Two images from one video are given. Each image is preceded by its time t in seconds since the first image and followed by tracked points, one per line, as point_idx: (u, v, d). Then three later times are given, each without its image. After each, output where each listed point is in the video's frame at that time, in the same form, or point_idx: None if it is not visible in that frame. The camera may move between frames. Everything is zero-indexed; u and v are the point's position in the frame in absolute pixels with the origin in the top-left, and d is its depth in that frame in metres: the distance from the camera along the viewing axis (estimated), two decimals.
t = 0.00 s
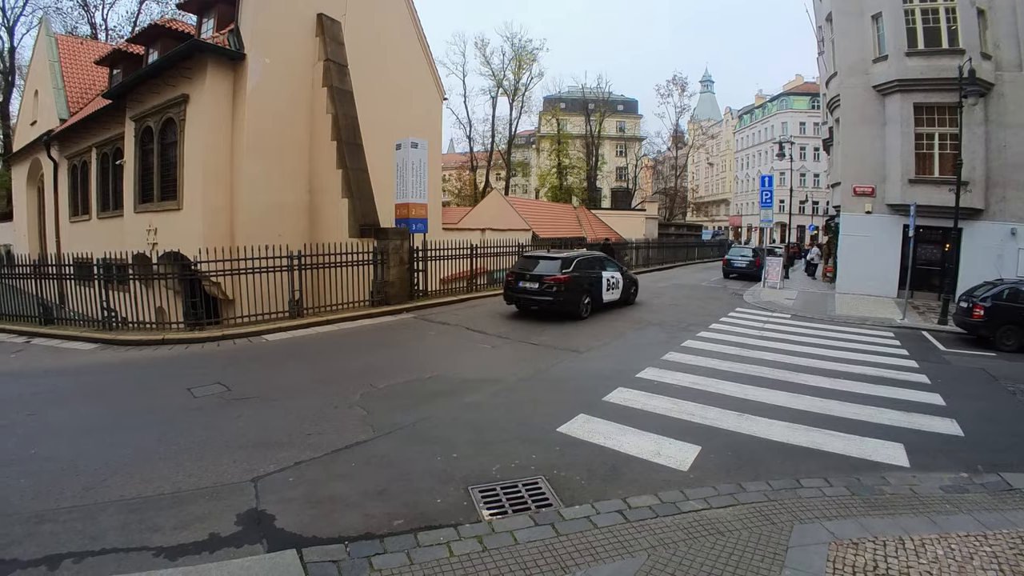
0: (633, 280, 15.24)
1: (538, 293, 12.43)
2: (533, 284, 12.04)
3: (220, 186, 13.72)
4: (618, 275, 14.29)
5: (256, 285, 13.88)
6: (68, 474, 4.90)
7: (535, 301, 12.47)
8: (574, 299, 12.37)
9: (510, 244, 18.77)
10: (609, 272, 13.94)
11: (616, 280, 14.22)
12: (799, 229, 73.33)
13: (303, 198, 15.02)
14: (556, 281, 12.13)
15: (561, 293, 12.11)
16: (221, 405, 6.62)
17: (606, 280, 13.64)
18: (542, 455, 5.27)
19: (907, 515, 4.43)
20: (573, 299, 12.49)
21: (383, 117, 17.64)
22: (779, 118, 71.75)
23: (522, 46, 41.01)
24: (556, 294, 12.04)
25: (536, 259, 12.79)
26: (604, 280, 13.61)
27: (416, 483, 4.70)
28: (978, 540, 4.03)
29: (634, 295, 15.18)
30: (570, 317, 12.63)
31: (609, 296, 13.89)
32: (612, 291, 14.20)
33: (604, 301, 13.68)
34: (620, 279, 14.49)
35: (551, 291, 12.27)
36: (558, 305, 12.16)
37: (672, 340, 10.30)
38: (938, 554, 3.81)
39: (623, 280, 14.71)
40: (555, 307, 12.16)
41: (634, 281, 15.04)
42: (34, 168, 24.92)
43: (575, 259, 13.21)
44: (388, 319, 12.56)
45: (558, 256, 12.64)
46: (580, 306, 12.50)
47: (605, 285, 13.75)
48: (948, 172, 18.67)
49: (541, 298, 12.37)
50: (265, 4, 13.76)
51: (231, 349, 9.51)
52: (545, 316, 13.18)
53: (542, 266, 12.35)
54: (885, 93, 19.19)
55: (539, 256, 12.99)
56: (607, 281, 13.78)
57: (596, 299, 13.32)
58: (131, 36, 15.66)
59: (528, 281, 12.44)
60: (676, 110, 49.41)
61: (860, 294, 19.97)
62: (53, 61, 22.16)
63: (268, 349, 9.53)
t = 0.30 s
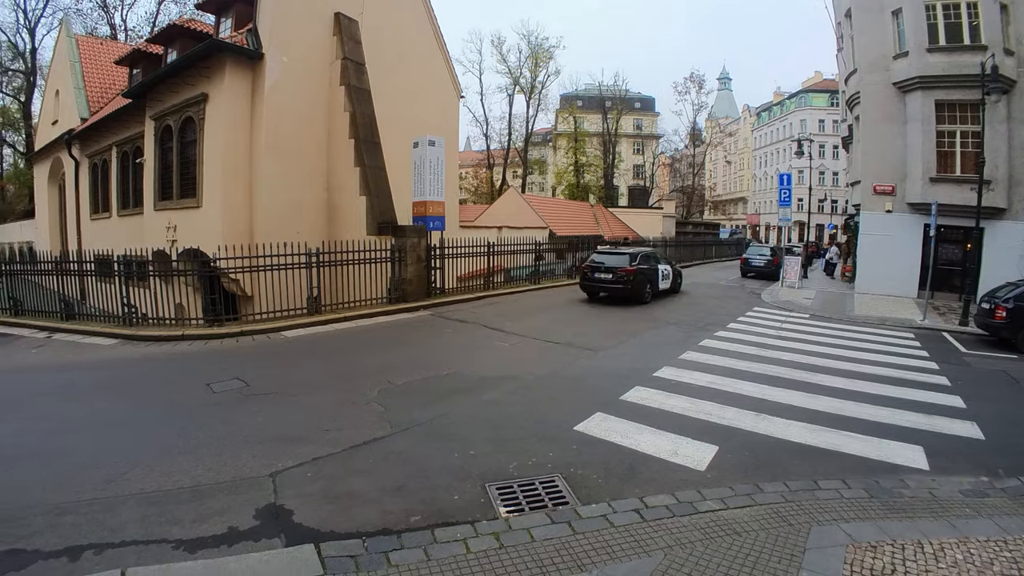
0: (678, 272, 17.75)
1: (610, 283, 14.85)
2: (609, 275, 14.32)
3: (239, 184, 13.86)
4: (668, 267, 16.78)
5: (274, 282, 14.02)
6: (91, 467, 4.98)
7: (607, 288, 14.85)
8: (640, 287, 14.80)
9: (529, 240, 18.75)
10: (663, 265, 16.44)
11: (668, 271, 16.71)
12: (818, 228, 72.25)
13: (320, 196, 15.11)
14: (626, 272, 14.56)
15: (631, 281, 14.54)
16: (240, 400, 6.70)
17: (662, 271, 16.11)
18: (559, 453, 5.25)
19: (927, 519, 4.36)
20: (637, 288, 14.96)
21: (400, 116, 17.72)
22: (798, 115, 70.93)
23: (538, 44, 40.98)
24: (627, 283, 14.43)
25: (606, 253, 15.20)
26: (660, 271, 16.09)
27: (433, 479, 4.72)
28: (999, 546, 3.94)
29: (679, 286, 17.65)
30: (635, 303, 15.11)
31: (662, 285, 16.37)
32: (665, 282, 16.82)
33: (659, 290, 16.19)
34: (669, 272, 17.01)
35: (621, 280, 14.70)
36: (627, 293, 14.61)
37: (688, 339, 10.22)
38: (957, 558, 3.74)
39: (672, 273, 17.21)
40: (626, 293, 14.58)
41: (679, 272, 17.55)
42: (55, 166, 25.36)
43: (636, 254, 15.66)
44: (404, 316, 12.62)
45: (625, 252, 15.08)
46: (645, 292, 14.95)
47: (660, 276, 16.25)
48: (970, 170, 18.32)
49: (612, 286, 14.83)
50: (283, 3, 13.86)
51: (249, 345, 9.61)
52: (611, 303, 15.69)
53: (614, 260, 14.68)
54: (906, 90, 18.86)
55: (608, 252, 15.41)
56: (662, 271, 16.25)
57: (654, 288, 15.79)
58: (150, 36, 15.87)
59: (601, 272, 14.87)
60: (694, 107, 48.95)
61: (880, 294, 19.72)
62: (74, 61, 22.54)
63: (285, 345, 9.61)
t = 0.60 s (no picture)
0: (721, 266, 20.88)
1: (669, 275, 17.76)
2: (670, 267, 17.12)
3: (264, 182, 14.03)
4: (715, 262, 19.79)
5: (298, 278, 14.19)
6: (118, 459, 5.09)
7: (666, 278, 17.80)
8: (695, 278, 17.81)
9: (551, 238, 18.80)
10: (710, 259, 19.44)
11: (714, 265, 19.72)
12: (842, 227, 70.89)
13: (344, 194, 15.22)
14: (684, 266, 17.44)
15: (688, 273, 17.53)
16: (263, 395, 6.79)
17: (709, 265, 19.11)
18: (581, 452, 5.23)
19: (952, 525, 4.25)
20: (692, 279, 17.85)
21: (423, 114, 17.81)
22: (823, 113, 69.78)
23: (560, 41, 40.92)
24: (685, 274, 17.38)
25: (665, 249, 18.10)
26: (708, 265, 19.10)
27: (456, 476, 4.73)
28: None
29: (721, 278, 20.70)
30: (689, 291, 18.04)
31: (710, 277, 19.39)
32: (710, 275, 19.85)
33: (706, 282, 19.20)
34: (714, 266, 19.97)
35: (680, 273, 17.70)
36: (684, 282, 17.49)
37: (710, 338, 10.13)
38: (983, 566, 3.65)
39: (715, 268, 20.19)
40: (684, 283, 17.56)
41: (723, 268, 20.62)
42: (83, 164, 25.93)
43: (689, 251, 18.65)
44: (424, 314, 12.67)
45: (681, 248, 17.99)
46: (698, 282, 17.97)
47: (708, 269, 19.25)
48: (999, 169, 17.84)
49: (670, 277, 17.78)
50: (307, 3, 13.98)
51: (272, 340, 9.73)
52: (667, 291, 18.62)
53: (673, 255, 17.62)
54: (933, 86, 18.45)
55: (667, 248, 18.41)
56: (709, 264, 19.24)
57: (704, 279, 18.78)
58: (175, 37, 16.12)
59: (663, 265, 17.83)
60: (718, 104, 48.33)
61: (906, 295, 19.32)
62: (101, 62, 23.03)
63: (307, 341, 9.71)
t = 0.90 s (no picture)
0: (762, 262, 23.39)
1: (720, 269, 20.29)
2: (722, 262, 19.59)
3: (291, 180, 14.24)
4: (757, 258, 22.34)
5: (325, 275, 14.37)
6: (150, 450, 5.22)
7: (718, 272, 20.39)
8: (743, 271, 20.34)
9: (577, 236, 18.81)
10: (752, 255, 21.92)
11: (756, 261, 22.25)
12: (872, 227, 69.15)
13: (370, 191, 15.40)
14: (734, 260, 19.99)
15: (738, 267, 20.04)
16: (290, 389, 6.89)
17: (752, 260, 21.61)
18: (606, 451, 5.21)
19: (983, 534, 4.13)
20: (740, 272, 20.33)
21: (448, 112, 17.89)
22: (852, 110, 68.26)
23: (585, 38, 40.71)
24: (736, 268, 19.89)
25: (717, 246, 20.64)
26: (752, 261, 21.63)
27: (480, 473, 4.75)
28: None
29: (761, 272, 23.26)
30: (738, 283, 20.52)
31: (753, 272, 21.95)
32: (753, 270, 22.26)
33: (752, 275, 21.67)
34: (756, 262, 22.50)
35: (730, 267, 20.24)
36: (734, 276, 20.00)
37: (735, 339, 10.01)
38: None
39: (758, 264, 22.62)
40: (734, 275, 20.09)
41: (764, 264, 23.13)
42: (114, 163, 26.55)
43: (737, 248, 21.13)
44: (447, 311, 12.72)
45: (731, 246, 20.49)
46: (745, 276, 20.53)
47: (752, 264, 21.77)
48: None
49: (721, 271, 20.32)
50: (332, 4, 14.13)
51: (298, 336, 9.87)
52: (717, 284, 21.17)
53: (724, 251, 20.16)
54: (966, 82, 17.93)
55: (717, 245, 20.94)
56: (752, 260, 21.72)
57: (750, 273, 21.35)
58: (204, 37, 16.42)
59: (715, 260, 20.41)
60: (744, 101, 47.48)
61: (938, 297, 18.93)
62: (130, 62, 23.55)
63: (332, 337, 9.84)
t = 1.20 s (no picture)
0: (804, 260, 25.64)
1: (768, 265, 22.71)
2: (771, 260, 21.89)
3: (320, 178, 14.43)
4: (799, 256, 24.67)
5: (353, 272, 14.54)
6: (182, 442, 5.34)
7: (766, 268, 22.76)
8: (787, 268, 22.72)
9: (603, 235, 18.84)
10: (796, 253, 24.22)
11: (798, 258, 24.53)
12: (904, 227, 67.33)
13: (399, 189, 15.54)
14: (782, 258, 22.36)
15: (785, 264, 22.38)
16: (318, 384, 6.99)
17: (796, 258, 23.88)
18: (633, 451, 5.18)
19: (1019, 545, 3.99)
20: (786, 268, 22.71)
21: (475, 111, 17.94)
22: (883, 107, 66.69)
23: (612, 36, 40.53)
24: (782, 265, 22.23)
25: (766, 245, 22.99)
26: (796, 258, 23.93)
27: (506, 471, 4.76)
28: None
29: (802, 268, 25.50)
30: (784, 279, 22.83)
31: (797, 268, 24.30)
32: (797, 268, 24.58)
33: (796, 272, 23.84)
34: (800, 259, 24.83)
35: (777, 264, 22.58)
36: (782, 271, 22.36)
37: (762, 340, 9.87)
38: None
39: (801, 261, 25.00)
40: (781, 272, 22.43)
41: (806, 261, 25.44)
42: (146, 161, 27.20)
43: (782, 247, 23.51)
44: (470, 309, 12.76)
45: (779, 244, 22.81)
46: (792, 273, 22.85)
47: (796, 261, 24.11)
48: None
49: (769, 267, 22.70)
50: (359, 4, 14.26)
51: (324, 332, 10.01)
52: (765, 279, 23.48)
53: (772, 250, 22.49)
54: (1002, 78, 17.40)
55: (766, 244, 23.25)
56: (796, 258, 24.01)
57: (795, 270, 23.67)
58: (234, 37, 16.72)
59: (764, 258, 22.77)
60: (773, 98, 46.65)
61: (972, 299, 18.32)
62: (162, 63, 24.10)
63: (358, 333, 9.96)
